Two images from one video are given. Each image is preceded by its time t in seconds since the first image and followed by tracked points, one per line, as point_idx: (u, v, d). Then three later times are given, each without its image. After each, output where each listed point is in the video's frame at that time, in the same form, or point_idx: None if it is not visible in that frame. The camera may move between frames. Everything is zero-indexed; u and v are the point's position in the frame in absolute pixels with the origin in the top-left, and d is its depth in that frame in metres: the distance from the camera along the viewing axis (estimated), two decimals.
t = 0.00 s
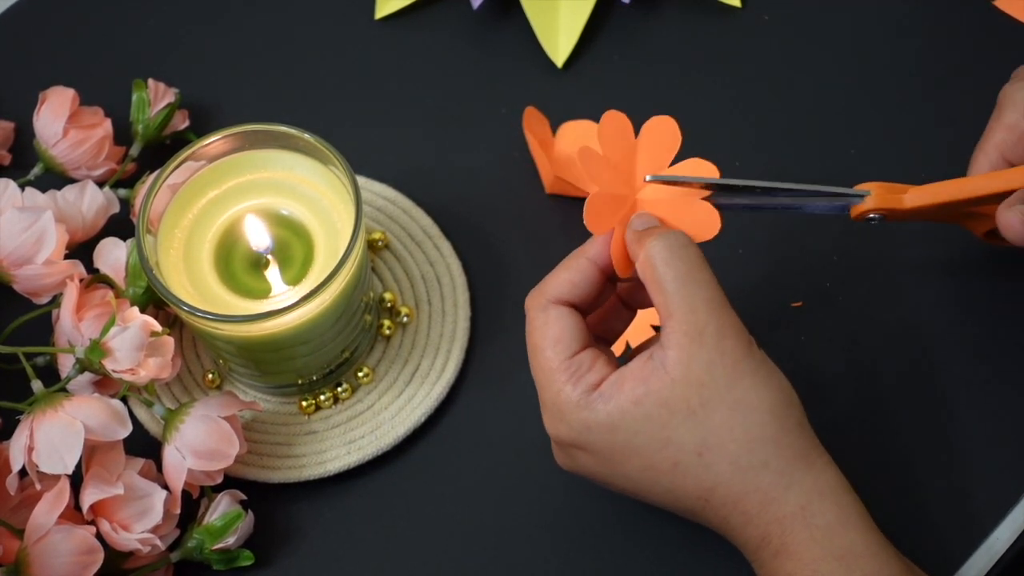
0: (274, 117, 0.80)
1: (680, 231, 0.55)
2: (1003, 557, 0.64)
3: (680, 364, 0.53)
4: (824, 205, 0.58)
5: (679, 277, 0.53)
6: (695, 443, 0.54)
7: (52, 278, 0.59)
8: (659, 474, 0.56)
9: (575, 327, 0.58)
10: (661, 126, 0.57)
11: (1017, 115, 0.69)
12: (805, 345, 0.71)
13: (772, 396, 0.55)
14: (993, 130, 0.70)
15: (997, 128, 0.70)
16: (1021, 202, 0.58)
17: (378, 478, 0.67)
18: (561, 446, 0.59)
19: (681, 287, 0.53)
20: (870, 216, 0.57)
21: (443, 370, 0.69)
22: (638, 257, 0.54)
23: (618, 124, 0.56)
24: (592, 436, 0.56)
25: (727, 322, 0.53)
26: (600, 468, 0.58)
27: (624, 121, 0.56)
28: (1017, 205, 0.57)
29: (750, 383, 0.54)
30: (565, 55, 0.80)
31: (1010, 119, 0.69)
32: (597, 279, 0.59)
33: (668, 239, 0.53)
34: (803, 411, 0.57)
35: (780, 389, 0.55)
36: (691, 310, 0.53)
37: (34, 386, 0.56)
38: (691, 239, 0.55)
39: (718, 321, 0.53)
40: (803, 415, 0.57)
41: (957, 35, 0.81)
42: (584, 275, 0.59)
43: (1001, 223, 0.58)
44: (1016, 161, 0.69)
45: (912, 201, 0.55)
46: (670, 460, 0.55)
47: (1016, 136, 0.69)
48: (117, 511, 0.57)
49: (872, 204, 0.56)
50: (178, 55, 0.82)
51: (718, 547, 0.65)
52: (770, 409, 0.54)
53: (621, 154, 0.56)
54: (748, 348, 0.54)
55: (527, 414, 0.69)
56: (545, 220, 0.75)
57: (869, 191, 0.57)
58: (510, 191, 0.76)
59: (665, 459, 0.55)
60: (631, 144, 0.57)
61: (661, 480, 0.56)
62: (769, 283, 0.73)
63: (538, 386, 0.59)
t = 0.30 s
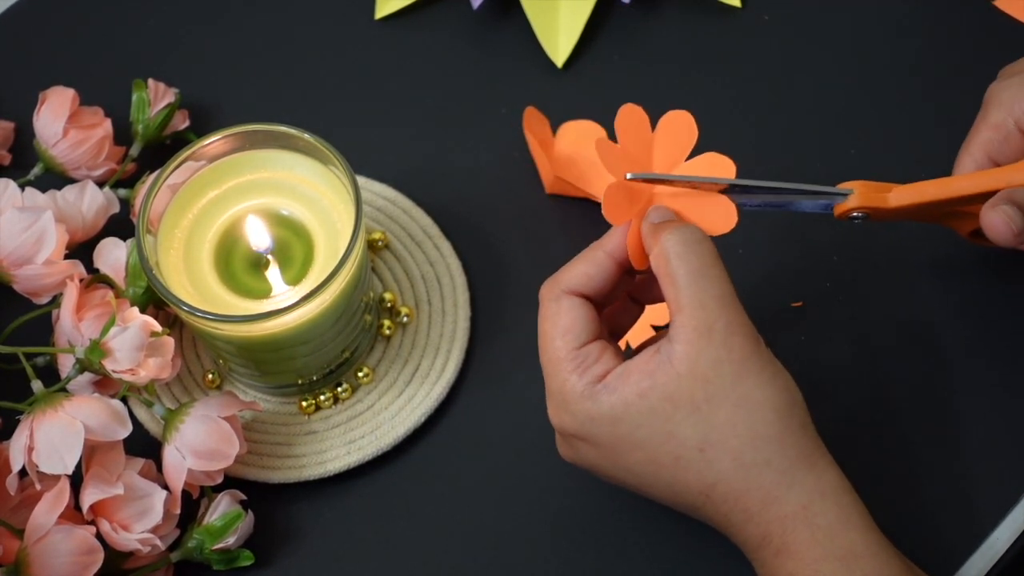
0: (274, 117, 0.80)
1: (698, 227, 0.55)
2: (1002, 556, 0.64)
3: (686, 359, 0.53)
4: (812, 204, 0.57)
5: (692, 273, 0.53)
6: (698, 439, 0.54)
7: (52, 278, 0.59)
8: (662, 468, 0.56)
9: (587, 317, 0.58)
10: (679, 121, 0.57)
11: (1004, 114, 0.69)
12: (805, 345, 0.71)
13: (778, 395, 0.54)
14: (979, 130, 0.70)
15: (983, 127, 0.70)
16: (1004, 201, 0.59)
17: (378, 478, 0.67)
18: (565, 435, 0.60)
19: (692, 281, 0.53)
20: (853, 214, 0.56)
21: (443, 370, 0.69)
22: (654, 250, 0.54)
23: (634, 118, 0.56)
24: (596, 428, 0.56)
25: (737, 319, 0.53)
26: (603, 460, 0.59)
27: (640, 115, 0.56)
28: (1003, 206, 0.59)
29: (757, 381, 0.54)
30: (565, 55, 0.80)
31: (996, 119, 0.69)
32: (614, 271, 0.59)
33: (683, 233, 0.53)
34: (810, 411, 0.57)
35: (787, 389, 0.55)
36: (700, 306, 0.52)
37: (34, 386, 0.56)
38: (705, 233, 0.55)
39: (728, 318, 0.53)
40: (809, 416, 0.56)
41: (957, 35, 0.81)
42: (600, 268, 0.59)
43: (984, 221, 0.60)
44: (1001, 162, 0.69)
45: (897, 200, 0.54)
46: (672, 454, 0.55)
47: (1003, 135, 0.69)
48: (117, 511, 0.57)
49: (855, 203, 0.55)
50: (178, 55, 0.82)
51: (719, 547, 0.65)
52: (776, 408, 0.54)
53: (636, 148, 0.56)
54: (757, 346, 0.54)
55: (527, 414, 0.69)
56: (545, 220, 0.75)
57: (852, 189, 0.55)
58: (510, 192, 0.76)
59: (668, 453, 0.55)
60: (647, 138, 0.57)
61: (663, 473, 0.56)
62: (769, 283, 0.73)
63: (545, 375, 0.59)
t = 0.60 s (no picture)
0: (274, 117, 0.80)
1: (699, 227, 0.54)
2: (1002, 557, 0.64)
3: (683, 360, 0.53)
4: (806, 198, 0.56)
5: (691, 274, 0.53)
6: (694, 439, 0.54)
7: (52, 278, 0.59)
8: (658, 468, 0.56)
9: (589, 315, 0.58)
10: (681, 116, 0.56)
11: (1000, 109, 0.69)
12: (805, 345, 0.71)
13: (775, 397, 0.54)
14: (976, 123, 0.70)
15: (981, 121, 0.70)
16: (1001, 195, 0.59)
17: (378, 478, 0.67)
18: (564, 433, 0.60)
19: (691, 282, 0.53)
20: (849, 208, 0.56)
21: (443, 370, 0.69)
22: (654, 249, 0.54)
23: (637, 114, 0.56)
24: (593, 426, 0.56)
25: (734, 321, 0.53)
26: (601, 458, 0.59)
27: (643, 111, 0.56)
28: (999, 200, 0.59)
29: (753, 383, 0.54)
30: (565, 55, 0.80)
31: (993, 113, 0.69)
32: (616, 269, 0.59)
33: (685, 232, 0.53)
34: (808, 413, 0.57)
35: (785, 390, 0.55)
36: (697, 307, 0.52)
37: (34, 386, 0.56)
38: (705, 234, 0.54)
39: (724, 319, 0.53)
40: (807, 418, 0.56)
41: (957, 34, 0.81)
42: (602, 266, 0.59)
43: (979, 215, 0.60)
44: (998, 156, 0.69)
45: (893, 194, 0.54)
46: (668, 454, 0.55)
47: (1000, 130, 0.69)
48: (117, 512, 0.57)
49: (851, 196, 0.55)
50: (178, 55, 0.82)
51: (719, 547, 0.65)
52: (772, 410, 0.54)
53: (638, 144, 0.56)
54: (754, 347, 0.54)
55: (527, 414, 0.69)
56: (545, 220, 0.75)
57: (848, 182, 0.55)
58: (510, 191, 0.76)
59: (663, 453, 0.55)
60: (650, 133, 0.56)
61: (659, 472, 0.56)
62: (769, 282, 0.73)
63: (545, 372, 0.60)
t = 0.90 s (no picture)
0: (274, 117, 0.80)
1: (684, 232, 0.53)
2: (1002, 557, 0.64)
3: (673, 367, 0.53)
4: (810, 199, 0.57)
5: (678, 282, 0.52)
6: (684, 444, 0.54)
7: (52, 278, 0.59)
8: (650, 470, 0.56)
9: (587, 317, 0.59)
10: (688, 116, 0.56)
11: (1006, 112, 0.69)
12: (805, 345, 0.71)
13: (766, 402, 0.54)
14: (981, 126, 0.70)
15: (985, 125, 0.70)
16: (1006, 203, 0.61)
17: (378, 478, 0.67)
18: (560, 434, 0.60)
19: (678, 292, 0.52)
20: (854, 211, 0.56)
21: (443, 370, 0.69)
22: (639, 262, 0.53)
23: (642, 115, 0.56)
24: (585, 429, 0.56)
25: (724, 328, 0.53)
26: (597, 460, 0.59)
27: (648, 113, 0.56)
28: (1005, 207, 0.60)
29: (743, 388, 0.54)
30: (565, 54, 0.80)
31: (998, 116, 0.69)
32: (615, 270, 0.59)
33: (671, 241, 0.52)
34: (801, 417, 0.57)
35: (776, 395, 0.55)
36: (686, 315, 0.53)
37: (34, 386, 0.56)
38: (694, 245, 0.53)
39: (714, 325, 0.53)
40: (800, 422, 0.56)
41: (957, 35, 0.81)
42: (601, 268, 0.59)
43: (987, 222, 0.61)
44: (1002, 159, 0.69)
45: (899, 198, 0.54)
46: (659, 458, 0.55)
47: (1004, 133, 0.69)
48: (117, 511, 0.57)
49: (856, 199, 0.55)
50: (179, 55, 0.82)
51: (719, 547, 0.65)
52: (762, 416, 0.54)
53: (642, 147, 0.56)
54: (746, 353, 0.54)
55: (527, 414, 0.69)
56: (545, 220, 0.75)
57: (852, 185, 0.55)
58: (511, 191, 0.76)
59: (655, 457, 0.55)
60: (654, 134, 0.56)
61: (652, 475, 0.57)
62: (769, 283, 0.73)
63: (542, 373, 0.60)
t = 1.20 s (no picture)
0: (274, 117, 0.80)
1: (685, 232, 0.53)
2: (1002, 557, 0.64)
3: (673, 369, 0.53)
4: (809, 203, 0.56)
5: (679, 283, 0.52)
6: (684, 445, 0.54)
7: (52, 278, 0.59)
8: (650, 470, 0.56)
9: (585, 318, 0.59)
10: (693, 118, 0.55)
11: (1006, 120, 0.69)
12: (805, 345, 0.71)
13: (767, 404, 0.54)
14: (980, 135, 0.70)
15: (985, 134, 0.70)
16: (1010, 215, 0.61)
17: (378, 478, 0.67)
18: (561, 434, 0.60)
19: (679, 293, 0.52)
20: (852, 217, 0.56)
21: (443, 370, 0.69)
22: (641, 264, 0.53)
23: (646, 115, 0.55)
24: (584, 429, 0.56)
25: (725, 330, 0.53)
26: (597, 459, 0.59)
27: (653, 113, 0.55)
28: (1007, 219, 0.61)
29: (744, 390, 0.53)
30: (565, 55, 0.80)
31: (998, 125, 0.69)
32: (614, 270, 0.59)
33: (673, 243, 0.52)
34: (801, 418, 0.56)
35: (776, 396, 0.55)
36: (686, 317, 0.52)
37: (34, 386, 0.56)
38: (698, 252, 0.52)
39: (715, 328, 0.52)
40: (801, 423, 0.56)
41: (957, 35, 0.81)
42: (600, 269, 0.59)
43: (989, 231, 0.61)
44: (1001, 168, 0.69)
45: (900, 204, 0.55)
46: (659, 458, 0.55)
47: (1004, 141, 0.69)
48: (117, 511, 0.57)
49: (855, 205, 0.55)
50: (179, 55, 0.82)
51: (719, 547, 0.65)
52: (762, 417, 0.54)
53: (644, 148, 0.55)
54: (746, 355, 0.54)
55: (528, 414, 0.69)
56: (545, 220, 0.75)
57: (852, 192, 0.55)
58: (510, 192, 0.76)
59: (655, 458, 0.55)
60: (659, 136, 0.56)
61: (652, 475, 0.57)
62: (769, 283, 0.73)
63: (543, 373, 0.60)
